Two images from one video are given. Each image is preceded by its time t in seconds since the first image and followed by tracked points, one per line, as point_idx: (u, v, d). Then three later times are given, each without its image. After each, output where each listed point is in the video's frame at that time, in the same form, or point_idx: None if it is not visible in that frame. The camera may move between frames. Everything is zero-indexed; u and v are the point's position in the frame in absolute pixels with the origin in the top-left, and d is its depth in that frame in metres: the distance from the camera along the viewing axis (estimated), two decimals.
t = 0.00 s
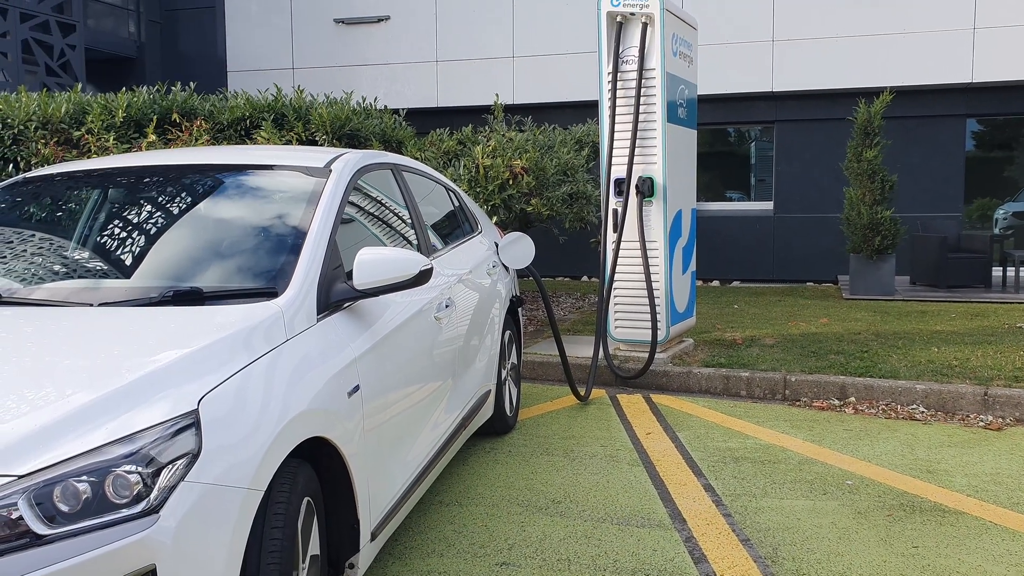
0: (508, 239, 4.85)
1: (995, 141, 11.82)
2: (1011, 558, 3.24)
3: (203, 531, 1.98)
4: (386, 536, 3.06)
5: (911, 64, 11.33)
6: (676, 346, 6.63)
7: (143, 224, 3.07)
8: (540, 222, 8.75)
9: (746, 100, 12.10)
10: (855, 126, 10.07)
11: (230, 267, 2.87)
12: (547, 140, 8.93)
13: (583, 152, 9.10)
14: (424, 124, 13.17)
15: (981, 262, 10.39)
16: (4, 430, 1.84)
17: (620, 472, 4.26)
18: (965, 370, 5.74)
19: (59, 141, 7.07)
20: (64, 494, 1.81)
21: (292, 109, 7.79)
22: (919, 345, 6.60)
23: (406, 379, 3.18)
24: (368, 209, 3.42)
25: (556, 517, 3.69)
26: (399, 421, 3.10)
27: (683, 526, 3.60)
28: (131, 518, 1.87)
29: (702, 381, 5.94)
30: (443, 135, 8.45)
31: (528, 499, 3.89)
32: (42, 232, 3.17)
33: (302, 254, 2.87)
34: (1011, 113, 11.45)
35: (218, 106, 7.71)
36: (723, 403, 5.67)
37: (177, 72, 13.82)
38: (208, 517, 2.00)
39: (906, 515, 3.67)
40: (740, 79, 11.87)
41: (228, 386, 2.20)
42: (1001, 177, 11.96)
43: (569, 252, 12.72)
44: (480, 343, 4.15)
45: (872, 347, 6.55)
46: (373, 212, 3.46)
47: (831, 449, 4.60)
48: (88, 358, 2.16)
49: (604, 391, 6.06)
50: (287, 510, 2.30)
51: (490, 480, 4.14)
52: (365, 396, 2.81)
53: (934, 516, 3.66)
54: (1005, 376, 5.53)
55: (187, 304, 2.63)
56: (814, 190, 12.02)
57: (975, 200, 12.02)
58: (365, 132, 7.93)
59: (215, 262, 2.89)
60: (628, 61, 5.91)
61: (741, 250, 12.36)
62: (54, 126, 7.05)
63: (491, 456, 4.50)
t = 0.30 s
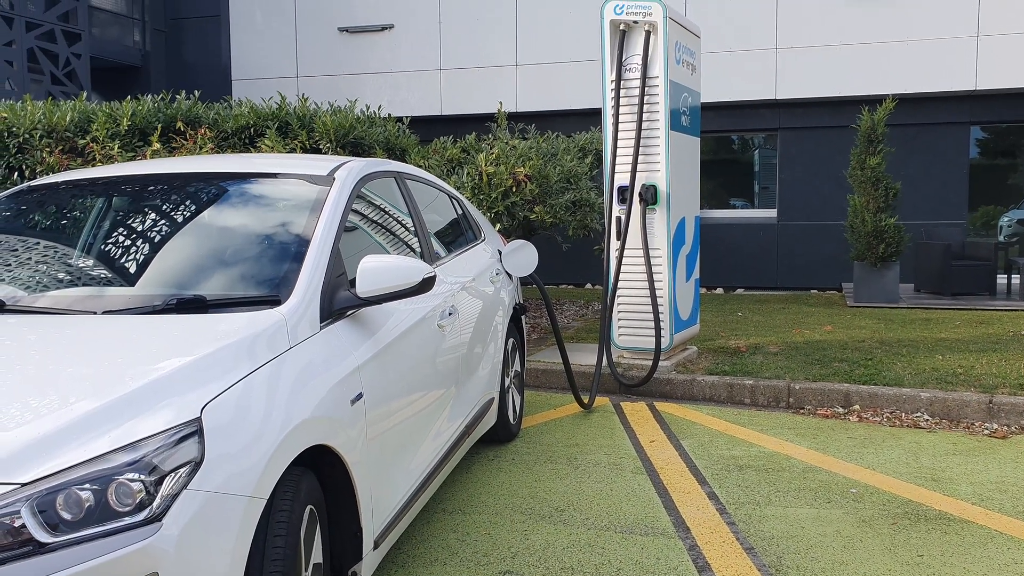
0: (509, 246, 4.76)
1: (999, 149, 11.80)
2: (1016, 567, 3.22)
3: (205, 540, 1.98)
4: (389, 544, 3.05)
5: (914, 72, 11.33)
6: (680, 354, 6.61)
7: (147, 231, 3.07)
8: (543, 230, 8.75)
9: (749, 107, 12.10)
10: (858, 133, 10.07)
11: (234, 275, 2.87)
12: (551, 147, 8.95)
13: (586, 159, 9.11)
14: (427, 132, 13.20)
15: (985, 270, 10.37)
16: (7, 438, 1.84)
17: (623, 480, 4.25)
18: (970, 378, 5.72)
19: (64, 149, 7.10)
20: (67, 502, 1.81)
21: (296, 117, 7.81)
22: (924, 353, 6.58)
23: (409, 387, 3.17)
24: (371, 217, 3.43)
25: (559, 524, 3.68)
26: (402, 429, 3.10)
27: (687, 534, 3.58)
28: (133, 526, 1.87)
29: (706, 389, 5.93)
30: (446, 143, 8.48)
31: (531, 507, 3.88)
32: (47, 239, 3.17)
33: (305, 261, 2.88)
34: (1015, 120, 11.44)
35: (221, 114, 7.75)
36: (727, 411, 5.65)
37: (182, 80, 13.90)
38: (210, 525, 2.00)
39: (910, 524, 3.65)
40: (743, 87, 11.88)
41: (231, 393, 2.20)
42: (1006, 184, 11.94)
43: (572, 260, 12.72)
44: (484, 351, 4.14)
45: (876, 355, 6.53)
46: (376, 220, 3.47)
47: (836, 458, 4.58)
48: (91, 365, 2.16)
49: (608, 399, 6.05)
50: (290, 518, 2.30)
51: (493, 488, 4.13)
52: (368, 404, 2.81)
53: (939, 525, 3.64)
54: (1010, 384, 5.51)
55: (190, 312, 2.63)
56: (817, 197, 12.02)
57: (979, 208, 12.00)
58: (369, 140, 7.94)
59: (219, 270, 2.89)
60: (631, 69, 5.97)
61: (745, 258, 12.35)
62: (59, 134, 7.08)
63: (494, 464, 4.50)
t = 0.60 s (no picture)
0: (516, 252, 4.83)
1: (1005, 154, 11.77)
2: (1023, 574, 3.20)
3: (210, 547, 1.97)
4: (394, 551, 3.04)
5: (920, 77, 11.31)
6: (685, 360, 6.60)
7: (154, 238, 3.08)
8: (549, 236, 8.74)
9: (755, 112, 12.09)
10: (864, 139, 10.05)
11: (239, 281, 2.88)
12: (556, 153, 8.96)
13: (591, 165, 9.12)
14: (433, 138, 13.23)
15: (992, 276, 10.34)
16: (13, 445, 1.85)
17: (629, 486, 4.24)
18: (977, 384, 5.70)
19: (71, 156, 7.12)
20: (73, 508, 1.82)
21: (301, 123, 7.82)
22: (930, 359, 6.55)
23: (415, 393, 3.17)
24: (377, 223, 3.43)
25: (565, 531, 3.67)
26: (407, 435, 3.09)
27: (693, 541, 3.57)
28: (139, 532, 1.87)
29: (712, 395, 5.91)
30: (452, 149, 8.49)
31: (537, 514, 3.87)
32: (54, 246, 3.18)
33: (311, 268, 2.88)
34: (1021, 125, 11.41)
35: (228, 121, 7.77)
36: (733, 417, 5.64)
37: (188, 86, 13.95)
38: (215, 531, 2.00)
39: (917, 531, 3.63)
40: (749, 92, 11.87)
41: (237, 400, 2.20)
42: (1012, 189, 11.90)
43: (578, 266, 12.71)
44: (489, 357, 4.14)
45: (882, 361, 6.51)
46: (382, 226, 3.47)
47: (842, 464, 4.56)
48: (98, 372, 2.17)
49: (613, 405, 6.04)
50: (295, 525, 2.30)
51: (497, 495, 4.12)
52: (373, 410, 2.80)
53: (946, 532, 3.62)
54: (1018, 390, 5.48)
55: (196, 318, 2.63)
56: (823, 202, 12.00)
57: (986, 213, 11.96)
58: (374, 147, 7.95)
59: (224, 276, 2.90)
60: (637, 75, 5.98)
61: (750, 264, 12.33)
62: (66, 141, 7.11)
63: (499, 470, 4.49)
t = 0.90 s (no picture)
0: (521, 255, 4.89)
1: (1011, 156, 11.73)
2: None
3: (216, 549, 1.98)
4: (400, 553, 3.04)
5: (925, 79, 11.30)
6: (691, 362, 6.60)
7: (160, 240, 3.09)
8: (554, 238, 8.75)
9: (759, 115, 12.08)
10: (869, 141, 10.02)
11: (244, 283, 2.88)
12: (561, 155, 8.97)
13: (596, 167, 9.13)
14: (438, 141, 13.25)
15: (998, 278, 10.33)
16: (19, 447, 1.85)
17: (634, 489, 4.24)
18: (983, 386, 5.68)
19: (77, 159, 7.14)
20: (79, 510, 1.82)
21: (306, 126, 7.83)
22: (936, 361, 6.53)
23: (420, 395, 3.17)
24: (382, 225, 3.44)
25: (570, 533, 3.66)
26: (412, 437, 3.09)
27: (699, 543, 3.56)
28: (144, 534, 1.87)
29: (717, 397, 5.90)
30: (457, 151, 8.50)
31: (542, 516, 3.87)
32: (60, 248, 3.20)
33: (316, 270, 2.88)
34: None
35: (233, 123, 7.81)
36: (738, 420, 5.62)
37: (193, 89, 14.03)
38: (221, 533, 2.00)
39: (924, 533, 3.61)
40: (754, 94, 11.86)
41: (242, 402, 2.20)
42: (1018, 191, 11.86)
43: (582, 268, 12.71)
44: (494, 359, 4.14)
45: (888, 363, 6.49)
46: (387, 228, 3.48)
47: (847, 466, 4.55)
48: (103, 374, 2.17)
49: (618, 407, 6.03)
50: (300, 526, 2.30)
51: (502, 497, 4.12)
52: (378, 412, 2.80)
53: (953, 534, 3.60)
54: None
55: (202, 320, 2.64)
56: (828, 205, 11.98)
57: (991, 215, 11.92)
58: (379, 149, 7.96)
59: (229, 278, 2.91)
60: (641, 77, 5.97)
61: (755, 266, 12.31)
62: (72, 143, 7.13)
63: (504, 472, 4.48)
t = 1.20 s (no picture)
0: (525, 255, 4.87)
1: (1016, 157, 11.71)
2: None
3: (221, 551, 1.97)
4: (404, 554, 3.04)
5: (928, 79, 11.28)
6: (695, 363, 6.59)
7: (164, 242, 3.09)
8: (558, 239, 8.75)
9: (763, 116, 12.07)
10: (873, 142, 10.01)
11: (249, 284, 2.88)
12: (565, 156, 8.97)
13: (600, 168, 9.13)
14: (442, 142, 13.26)
15: (1004, 279, 10.37)
16: (23, 449, 1.85)
17: (639, 490, 4.23)
18: (989, 387, 5.66)
19: (82, 161, 7.14)
20: (84, 511, 1.82)
21: (311, 127, 7.84)
22: (941, 362, 6.52)
23: (424, 397, 3.17)
24: (386, 227, 3.44)
25: (575, 534, 3.66)
26: (416, 438, 3.09)
27: (704, 545, 3.55)
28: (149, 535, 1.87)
29: (722, 399, 5.89)
30: (461, 153, 8.51)
31: (546, 517, 3.86)
32: (66, 250, 3.20)
33: (321, 272, 2.88)
34: None
35: (238, 124, 7.83)
36: (743, 421, 5.62)
37: (198, 91, 14.38)
38: (225, 534, 1.99)
39: (930, 535, 3.60)
40: (757, 96, 11.86)
41: (247, 403, 2.20)
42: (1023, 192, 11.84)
43: (586, 269, 12.71)
44: (498, 361, 4.14)
45: (893, 364, 6.48)
46: (391, 229, 3.48)
47: (852, 468, 4.54)
48: (108, 375, 2.17)
49: (623, 408, 6.03)
50: (305, 528, 2.30)
51: (507, 498, 4.12)
52: (383, 413, 2.80)
53: (960, 536, 3.59)
54: None
55: (207, 321, 2.64)
56: (832, 206, 11.98)
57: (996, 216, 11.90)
58: (384, 150, 7.96)
59: (234, 280, 2.91)
60: (645, 78, 5.99)
61: (759, 267, 12.30)
62: (78, 145, 7.14)
63: (509, 473, 4.48)
